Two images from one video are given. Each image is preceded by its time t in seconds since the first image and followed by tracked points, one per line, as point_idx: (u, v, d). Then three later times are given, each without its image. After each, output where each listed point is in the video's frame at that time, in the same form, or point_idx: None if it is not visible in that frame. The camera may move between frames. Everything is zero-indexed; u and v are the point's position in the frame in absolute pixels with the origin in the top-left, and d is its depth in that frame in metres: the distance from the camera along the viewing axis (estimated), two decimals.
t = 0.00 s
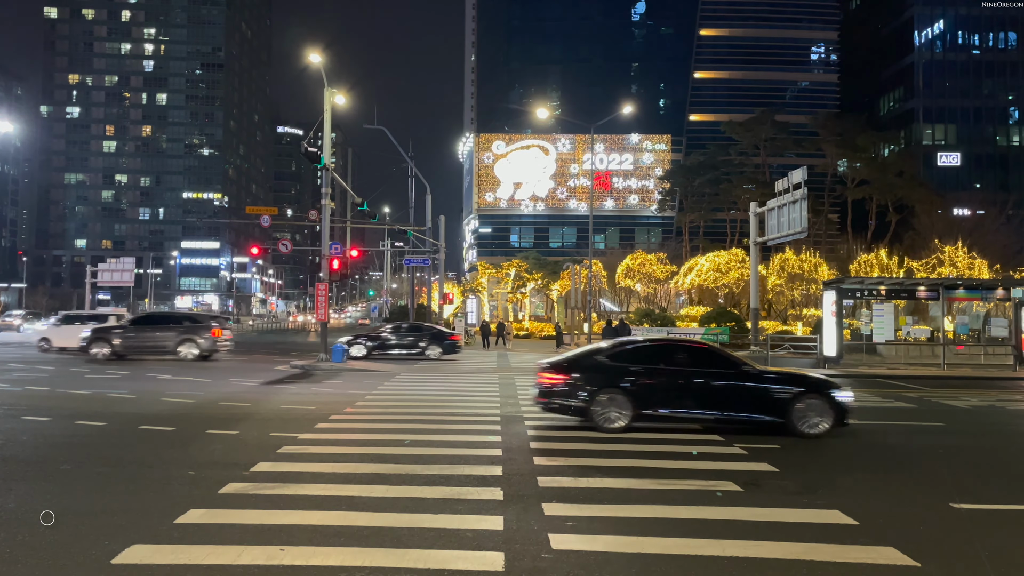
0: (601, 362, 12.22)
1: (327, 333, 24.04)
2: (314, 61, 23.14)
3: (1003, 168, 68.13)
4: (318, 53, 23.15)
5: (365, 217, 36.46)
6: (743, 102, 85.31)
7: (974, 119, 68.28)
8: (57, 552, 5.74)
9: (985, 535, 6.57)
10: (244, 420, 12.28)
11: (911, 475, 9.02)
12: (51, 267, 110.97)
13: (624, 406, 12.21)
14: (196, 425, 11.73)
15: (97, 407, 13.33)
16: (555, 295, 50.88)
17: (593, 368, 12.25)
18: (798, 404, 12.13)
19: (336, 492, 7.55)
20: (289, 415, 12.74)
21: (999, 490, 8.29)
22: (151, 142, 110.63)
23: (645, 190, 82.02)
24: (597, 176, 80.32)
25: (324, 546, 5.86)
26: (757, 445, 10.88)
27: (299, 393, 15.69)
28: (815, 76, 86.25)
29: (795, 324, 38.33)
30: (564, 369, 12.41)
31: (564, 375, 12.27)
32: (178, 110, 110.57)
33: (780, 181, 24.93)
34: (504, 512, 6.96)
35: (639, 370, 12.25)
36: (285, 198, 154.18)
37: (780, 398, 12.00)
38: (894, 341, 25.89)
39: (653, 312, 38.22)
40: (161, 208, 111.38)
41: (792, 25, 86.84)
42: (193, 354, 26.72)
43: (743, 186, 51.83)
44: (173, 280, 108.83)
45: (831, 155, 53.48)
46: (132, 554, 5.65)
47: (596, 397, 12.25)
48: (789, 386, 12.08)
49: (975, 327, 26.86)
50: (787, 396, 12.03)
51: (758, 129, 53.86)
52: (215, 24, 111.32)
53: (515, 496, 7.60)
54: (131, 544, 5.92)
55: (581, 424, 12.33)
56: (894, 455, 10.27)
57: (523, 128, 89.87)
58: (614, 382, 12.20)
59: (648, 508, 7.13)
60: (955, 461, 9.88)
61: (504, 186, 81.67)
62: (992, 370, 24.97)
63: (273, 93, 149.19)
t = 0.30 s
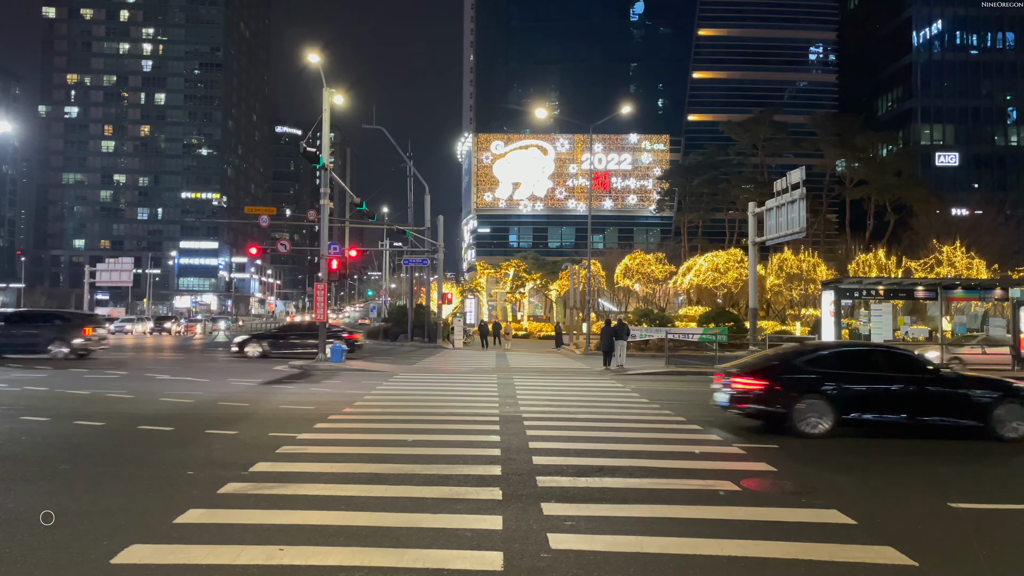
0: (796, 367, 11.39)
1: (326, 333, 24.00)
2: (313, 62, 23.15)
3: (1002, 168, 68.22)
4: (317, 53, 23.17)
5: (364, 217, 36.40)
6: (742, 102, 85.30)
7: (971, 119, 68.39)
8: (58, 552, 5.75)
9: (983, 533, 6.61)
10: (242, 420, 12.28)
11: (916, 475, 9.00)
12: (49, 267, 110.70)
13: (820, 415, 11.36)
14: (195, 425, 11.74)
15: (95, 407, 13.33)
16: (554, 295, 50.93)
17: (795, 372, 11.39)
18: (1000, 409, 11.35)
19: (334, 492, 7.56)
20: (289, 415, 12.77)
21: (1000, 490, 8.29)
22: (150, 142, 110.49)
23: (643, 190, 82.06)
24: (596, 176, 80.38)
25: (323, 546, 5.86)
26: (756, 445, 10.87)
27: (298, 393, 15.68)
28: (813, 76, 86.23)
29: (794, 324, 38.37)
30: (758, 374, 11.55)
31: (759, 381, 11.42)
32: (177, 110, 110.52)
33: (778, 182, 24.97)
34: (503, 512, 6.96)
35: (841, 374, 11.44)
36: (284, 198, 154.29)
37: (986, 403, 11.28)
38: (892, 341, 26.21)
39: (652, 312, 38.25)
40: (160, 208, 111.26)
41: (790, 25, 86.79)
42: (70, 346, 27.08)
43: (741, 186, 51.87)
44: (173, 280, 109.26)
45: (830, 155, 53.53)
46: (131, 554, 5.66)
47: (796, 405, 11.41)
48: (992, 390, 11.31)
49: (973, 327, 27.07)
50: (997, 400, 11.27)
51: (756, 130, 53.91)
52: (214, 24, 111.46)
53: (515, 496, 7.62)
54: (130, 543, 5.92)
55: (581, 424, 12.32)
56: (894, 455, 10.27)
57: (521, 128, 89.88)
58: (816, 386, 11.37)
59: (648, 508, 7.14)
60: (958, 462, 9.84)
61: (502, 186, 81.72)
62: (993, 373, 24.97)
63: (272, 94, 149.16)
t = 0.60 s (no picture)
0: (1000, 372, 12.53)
1: (324, 333, 23.94)
2: (312, 62, 23.16)
3: (1000, 168, 68.20)
4: (317, 53, 23.18)
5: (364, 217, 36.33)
6: (740, 102, 85.29)
7: (970, 119, 68.44)
8: (57, 552, 5.75)
9: (979, 533, 6.63)
10: (242, 420, 12.28)
11: (915, 475, 9.02)
12: (47, 267, 110.49)
13: None
14: (194, 425, 11.74)
15: (94, 408, 13.33)
16: (554, 295, 50.95)
17: (994, 377, 12.55)
18: None
19: (331, 492, 7.54)
20: (289, 415, 12.77)
21: (996, 489, 8.29)
22: (148, 142, 110.35)
23: (642, 190, 82.06)
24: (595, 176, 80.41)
25: (322, 546, 5.85)
26: (754, 444, 10.87)
27: (298, 393, 15.68)
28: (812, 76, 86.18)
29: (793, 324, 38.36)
30: (963, 382, 12.63)
31: (966, 387, 12.52)
32: (176, 110, 110.50)
33: (778, 181, 24.95)
34: (502, 512, 6.96)
35: None
36: (284, 198, 154.29)
37: None
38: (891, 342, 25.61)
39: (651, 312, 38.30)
40: (158, 208, 111.01)
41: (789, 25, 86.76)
42: None
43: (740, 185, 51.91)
44: (171, 280, 109.39)
45: (829, 156, 53.59)
46: (129, 554, 5.65)
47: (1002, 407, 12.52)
48: None
49: (972, 328, 25.88)
50: None
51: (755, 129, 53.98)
52: (212, 24, 111.43)
53: (514, 496, 7.62)
54: (128, 543, 5.92)
55: (580, 424, 12.33)
56: (892, 455, 10.28)
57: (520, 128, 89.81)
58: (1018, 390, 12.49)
59: (648, 508, 7.14)
60: (958, 462, 9.86)
61: (501, 186, 81.71)
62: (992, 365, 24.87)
63: (271, 94, 149.09)
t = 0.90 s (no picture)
0: None
1: (324, 335, 23.86)
2: (312, 62, 23.15)
3: (999, 168, 68.11)
4: (316, 53, 23.17)
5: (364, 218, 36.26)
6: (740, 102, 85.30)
7: (970, 120, 68.43)
8: (56, 551, 5.75)
9: (977, 530, 6.66)
10: (242, 420, 12.29)
11: (913, 474, 8.98)
12: (46, 267, 110.29)
13: None
14: (195, 425, 11.74)
15: (95, 407, 13.34)
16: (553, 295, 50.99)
17: None
18: None
19: (331, 491, 7.56)
20: (289, 415, 12.79)
21: (994, 489, 8.28)
22: (148, 143, 110.15)
23: (641, 190, 82.06)
24: (594, 176, 80.43)
25: (323, 547, 5.84)
26: (753, 445, 10.85)
27: (298, 393, 15.70)
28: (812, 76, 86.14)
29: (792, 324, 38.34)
30: None
31: None
32: (175, 110, 110.46)
33: (778, 181, 24.92)
34: (502, 512, 6.96)
35: None
36: (283, 198, 154.33)
37: None
38: (890, 342, 25.97)
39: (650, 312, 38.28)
40: (158, 208, 110.85)
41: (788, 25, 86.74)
42: None
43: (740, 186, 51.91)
44: (170, 280, 109.75)
45: (828, 156, 53.61)
46: (129, 554, 5.65)
47: None
48: None
49: (971, 327, 26.96)
50: None
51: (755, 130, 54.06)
52: (210, 24, 111.52)
53: (512, 495, 7.64)
54: (127, 543, 5.91)
55: (580, 424, 12.34)
56: (890, 454, 10.28)
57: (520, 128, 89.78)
58: None
59: (647, 508, 7.13)
60: (958, 461, 9.83)
61: (501, 186, 81.52)
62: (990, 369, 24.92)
63: (270, 94, 149.07)
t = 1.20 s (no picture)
0: None
1: (324, 335, 23.83)
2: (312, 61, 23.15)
3: (1000, 168, 67.08)
4: (316, 53, 23.16)
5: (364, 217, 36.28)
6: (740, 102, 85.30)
7: (970, 120, 68.48)
8: (54, 552, 5.73)
9: (976, 531, 6.66)
10: (240, 420, 12.27)
11: (913, 474, 8.97)
12: (47, 267, 110.22)
13: None
14: (194, 425, 11.72)
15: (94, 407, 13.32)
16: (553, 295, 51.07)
17: None
18: None
19: (331, 491, 7.56)
20: (288, 415, 12.77)
21: (994, 490, 8.27)
22: (148, 143, 109.94)
23: (642, 190, 82.10)
24: (594, 176, 80.44)
25: (322, 546, 5.84)
26: (753, 445, 10.83)
27: (297, 393, 15.69)
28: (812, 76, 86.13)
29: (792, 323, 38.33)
30: None
31: None
32: (175, 111, 110.47)
33: (778, 181, 24.93)
34: (501, 512, 6.95)
35: None
36: (283, 198, 154.64)
37: None
38: (891, 342, 26.06)
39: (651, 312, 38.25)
40: (158, 208, 110.73)
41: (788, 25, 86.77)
42: None
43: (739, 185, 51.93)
44: (171, 280, 110.08)
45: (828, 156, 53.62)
46: (128, 554, 5.65)
47: None
48: None
49: (972, 327, 27.29)
50: None
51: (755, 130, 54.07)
52: (211, 25, 112.04)
53: (512, 495, 7.63)
54: (127, 544, 5.90)
55: (579, 424, 12.34)
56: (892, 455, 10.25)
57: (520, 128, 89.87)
58: None
59: (647, 508, 7.13)
60: (959, 462, 9.81)
61: (501, 186, 81.61)
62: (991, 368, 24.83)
63: (270, 94, 149.28)
